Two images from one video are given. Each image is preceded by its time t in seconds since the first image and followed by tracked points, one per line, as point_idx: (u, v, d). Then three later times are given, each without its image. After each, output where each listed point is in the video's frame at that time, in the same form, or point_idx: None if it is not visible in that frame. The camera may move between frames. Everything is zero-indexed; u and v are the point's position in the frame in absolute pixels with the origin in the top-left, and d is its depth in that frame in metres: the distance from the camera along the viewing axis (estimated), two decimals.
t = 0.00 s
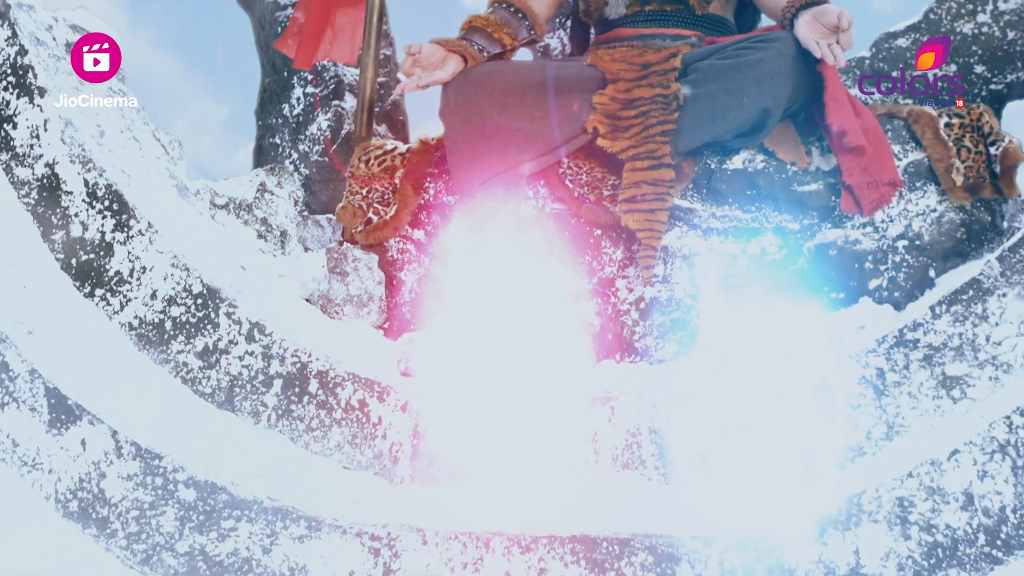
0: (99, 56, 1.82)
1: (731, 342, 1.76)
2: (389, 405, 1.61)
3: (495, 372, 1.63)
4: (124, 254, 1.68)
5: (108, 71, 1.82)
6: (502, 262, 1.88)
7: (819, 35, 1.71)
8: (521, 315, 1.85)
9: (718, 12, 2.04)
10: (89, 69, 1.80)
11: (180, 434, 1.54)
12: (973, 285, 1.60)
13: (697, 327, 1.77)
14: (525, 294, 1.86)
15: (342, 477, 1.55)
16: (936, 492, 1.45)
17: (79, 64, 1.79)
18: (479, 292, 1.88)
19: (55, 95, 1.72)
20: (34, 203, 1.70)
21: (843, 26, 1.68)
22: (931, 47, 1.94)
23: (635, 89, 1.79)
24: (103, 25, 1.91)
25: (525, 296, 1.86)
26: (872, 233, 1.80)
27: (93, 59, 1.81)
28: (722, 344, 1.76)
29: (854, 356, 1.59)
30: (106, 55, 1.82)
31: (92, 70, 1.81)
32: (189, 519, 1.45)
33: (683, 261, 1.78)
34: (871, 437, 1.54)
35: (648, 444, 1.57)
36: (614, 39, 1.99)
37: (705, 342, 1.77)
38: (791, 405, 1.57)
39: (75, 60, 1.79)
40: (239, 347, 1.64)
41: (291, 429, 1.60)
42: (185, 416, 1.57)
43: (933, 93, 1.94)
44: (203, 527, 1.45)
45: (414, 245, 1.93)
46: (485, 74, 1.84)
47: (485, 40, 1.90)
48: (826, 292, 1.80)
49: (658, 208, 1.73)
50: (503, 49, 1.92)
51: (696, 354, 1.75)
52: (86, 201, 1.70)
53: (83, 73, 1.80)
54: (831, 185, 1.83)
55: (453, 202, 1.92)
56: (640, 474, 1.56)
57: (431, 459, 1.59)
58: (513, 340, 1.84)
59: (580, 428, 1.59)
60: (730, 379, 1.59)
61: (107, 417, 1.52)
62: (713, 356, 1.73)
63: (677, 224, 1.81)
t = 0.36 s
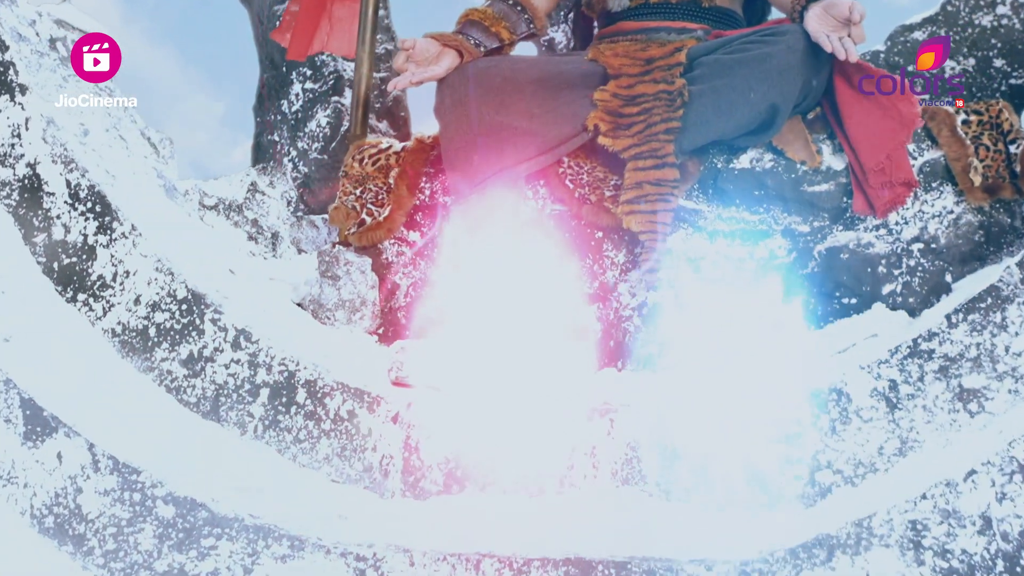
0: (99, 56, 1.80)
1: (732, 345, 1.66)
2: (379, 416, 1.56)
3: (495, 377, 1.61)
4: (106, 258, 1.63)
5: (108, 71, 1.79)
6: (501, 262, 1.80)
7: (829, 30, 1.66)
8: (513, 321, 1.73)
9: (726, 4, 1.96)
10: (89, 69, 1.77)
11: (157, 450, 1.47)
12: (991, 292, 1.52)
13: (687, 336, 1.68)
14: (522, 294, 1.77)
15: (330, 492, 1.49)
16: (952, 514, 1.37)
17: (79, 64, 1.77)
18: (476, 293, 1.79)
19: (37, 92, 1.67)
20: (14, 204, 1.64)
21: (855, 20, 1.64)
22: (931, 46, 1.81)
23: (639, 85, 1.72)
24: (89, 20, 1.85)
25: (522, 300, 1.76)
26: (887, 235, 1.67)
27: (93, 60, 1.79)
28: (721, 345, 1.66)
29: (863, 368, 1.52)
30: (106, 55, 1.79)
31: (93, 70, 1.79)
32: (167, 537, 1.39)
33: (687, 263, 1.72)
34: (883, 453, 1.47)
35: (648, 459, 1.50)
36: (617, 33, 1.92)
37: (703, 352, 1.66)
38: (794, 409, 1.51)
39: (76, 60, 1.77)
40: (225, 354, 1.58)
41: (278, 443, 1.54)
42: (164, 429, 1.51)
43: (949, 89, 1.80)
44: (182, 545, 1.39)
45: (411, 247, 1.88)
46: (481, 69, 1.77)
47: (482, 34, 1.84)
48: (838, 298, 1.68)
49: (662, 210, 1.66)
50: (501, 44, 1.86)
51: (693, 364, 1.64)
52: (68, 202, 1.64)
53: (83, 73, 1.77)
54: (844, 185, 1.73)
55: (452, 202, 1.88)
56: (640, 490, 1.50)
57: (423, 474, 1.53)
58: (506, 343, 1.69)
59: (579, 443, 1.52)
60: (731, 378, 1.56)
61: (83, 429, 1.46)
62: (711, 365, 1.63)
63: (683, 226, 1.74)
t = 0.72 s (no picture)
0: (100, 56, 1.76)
1: (732, 345, 1.60)
2: (364, 429, 1.49)
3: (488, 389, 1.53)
4: (84, 264, 1.57)
5: (108, 71, 1.75)
6: (497, 264, 1.73)
7: (838, 23, 1.58)
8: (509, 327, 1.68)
9: None
10: (89, 69, 1.73)
11: (130, 466, 1.41)
12: (1010, 302, 1.42)
13: (688, 335, 1.60)
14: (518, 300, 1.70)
15: (314, 510, 1.44)
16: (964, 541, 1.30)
17: (79, 64, 1.73)
18: (470, 298, 1.74)
19: (12, 90, 1.60)
20: None
21: (865, 13, 1.56)
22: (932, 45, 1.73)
23: (638, 82, 1.64)
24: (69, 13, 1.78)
25: (518, 306, 1.70)
26: (899, 241, 1.57)
27: (93, 59, 1.75)
28: (721, 344, 1.60)
29: (873, 382, 1.44)
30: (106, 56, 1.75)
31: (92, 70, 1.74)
32: (140, 559, 1.33)
33: (690, 268, 1.62)
34: (893, 472, 1.40)
35: (646, 476, 1.44)
36: (617, 26, 1.84)
37: (702, 353, 1.59)
38: (799, 427, 1.43)
39: (75, 60, 1.73)
40: (205, 364, 1.53)
41: (260, 457, 1.49)
42: (149, 438, 1.47)
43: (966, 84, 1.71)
44: (155, 567, 1.33)
45: (402, 250, 1.80)
46: (474, 65, 1.70)
47: (475, 29, 1.78)
48: (849, 306, 1.59)
49: (662, 212, 1.57)
50: (496, 39, 1.79)
51: (691, 363, 1.58)
52: (45, 205, 1.57)
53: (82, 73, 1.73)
54: (852, 187, 1.62)
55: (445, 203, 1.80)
56: (637, 509, 1.44)
57: (411, 491, 1.47)
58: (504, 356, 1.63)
59: (573, 460, 1.45)
60: (731, 378, 1.53)
61: (53, 444, 1.40)
62: (708, 367, 1.58)
63: (686, 230, 1.65)
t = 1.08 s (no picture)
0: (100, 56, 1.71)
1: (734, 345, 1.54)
2: (353, 438, 1.43)
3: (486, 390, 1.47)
4: (65, 263, 1.51)
5: (108, 72, 1.71)
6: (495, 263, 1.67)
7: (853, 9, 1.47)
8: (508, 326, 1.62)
9: None
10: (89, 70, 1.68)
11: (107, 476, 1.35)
12: None
13: (689, 335, 1.52)
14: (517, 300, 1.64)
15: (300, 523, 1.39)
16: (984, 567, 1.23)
17: (79, 64, 1.68)
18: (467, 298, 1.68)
19: None
20: None
21: None
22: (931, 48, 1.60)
23: (644, 71, 1.54)
24: None
25: (518, 306, 1.64)
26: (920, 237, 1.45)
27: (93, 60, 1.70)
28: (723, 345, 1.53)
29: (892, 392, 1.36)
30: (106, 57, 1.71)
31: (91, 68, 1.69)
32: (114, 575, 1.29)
33: (699, 269, 1.54)
34: (910, 488, 1.32)
35: (647, 490, 1.37)
36: (623, 11, 1.73)
37: (703, 353, 1.52)
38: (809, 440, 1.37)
39: (75, 60, 1.68)
40: (189, 369, 1.47)
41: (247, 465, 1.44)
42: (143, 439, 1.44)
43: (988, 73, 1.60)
44: None
45: (398, 248, 1.73)
46: (474, 56, 1.62)
47: (473, 17, 1.71)
48: (864, 309, 1.49)
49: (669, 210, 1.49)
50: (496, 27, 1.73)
51: (691, 363, 1.51)
52: (24, 203, 1.51)
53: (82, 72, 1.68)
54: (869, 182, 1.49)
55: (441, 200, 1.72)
56: (638, 525, 1.37)
57: (402, 502, 1.40)
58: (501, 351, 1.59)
59: (571, 472, 1.39)
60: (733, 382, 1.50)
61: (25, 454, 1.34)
62: (710, 367, 1.51)
63: (695, 228, 1.56)
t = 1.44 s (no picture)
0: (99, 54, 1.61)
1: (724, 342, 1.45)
2: (347, 445, 1.41)
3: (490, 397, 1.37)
4: (51, 261, 1.52)
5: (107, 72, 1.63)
6: (500, 262, 1.51)
7: None
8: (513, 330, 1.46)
9: None
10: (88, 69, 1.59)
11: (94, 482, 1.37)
12: None
13: (690, 335, 1.40)
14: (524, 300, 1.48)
15: (293, 530, 1.37)
16: None
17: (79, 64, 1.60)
18: (467, 298, 1.51)
19: None
20: None
21: None
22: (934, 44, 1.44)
23: (654, 56, 1.41)
24: None
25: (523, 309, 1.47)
26: (946, 233, 1.34)
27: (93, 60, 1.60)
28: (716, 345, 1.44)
29: (913, 401, 1.29)
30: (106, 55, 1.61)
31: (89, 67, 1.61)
32: None
33: (710, 265, 1.45)
34: (934, 501, 1.25)
35: (655, 501, 1.34)
36: None
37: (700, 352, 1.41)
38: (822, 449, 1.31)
39: (75, 60, 1.60)
40: (178, 369, 1.48)
41: (239, 470, 1.43)
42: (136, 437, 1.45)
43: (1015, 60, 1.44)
44: None
45: (399, 242, 1.55)
46: (472, 40, 1.51)
47: None
48: (885, 307, 1.38)
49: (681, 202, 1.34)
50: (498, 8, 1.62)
51: (690, 364, 1.40)
52: (10, 197, 1.53)
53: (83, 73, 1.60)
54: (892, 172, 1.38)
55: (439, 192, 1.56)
56: (646, 537, 1.33)
57: (398, 511, 1.38)
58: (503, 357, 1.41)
59: (573, 482, 1.36)
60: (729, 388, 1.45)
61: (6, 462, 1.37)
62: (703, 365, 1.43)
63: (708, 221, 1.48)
